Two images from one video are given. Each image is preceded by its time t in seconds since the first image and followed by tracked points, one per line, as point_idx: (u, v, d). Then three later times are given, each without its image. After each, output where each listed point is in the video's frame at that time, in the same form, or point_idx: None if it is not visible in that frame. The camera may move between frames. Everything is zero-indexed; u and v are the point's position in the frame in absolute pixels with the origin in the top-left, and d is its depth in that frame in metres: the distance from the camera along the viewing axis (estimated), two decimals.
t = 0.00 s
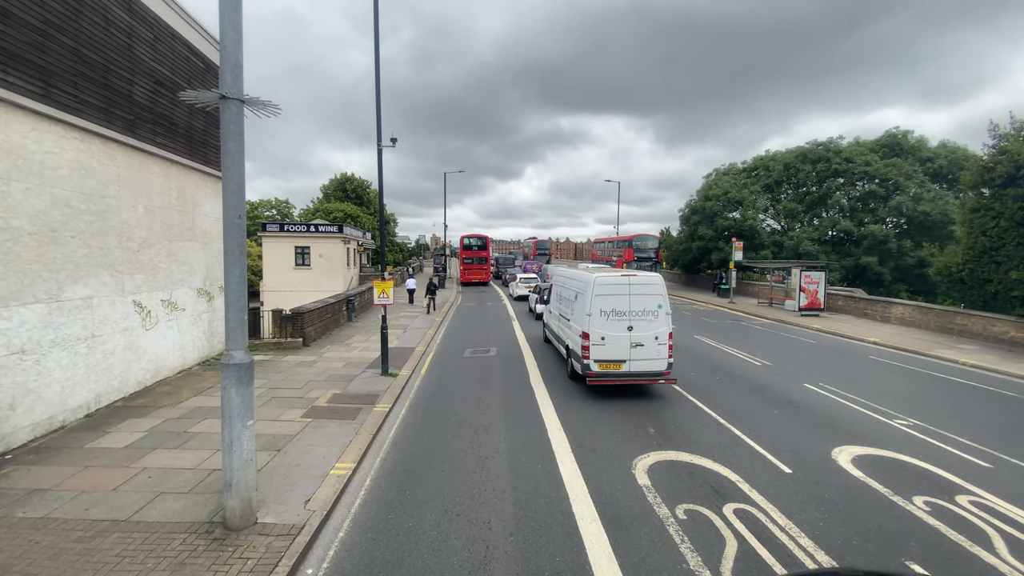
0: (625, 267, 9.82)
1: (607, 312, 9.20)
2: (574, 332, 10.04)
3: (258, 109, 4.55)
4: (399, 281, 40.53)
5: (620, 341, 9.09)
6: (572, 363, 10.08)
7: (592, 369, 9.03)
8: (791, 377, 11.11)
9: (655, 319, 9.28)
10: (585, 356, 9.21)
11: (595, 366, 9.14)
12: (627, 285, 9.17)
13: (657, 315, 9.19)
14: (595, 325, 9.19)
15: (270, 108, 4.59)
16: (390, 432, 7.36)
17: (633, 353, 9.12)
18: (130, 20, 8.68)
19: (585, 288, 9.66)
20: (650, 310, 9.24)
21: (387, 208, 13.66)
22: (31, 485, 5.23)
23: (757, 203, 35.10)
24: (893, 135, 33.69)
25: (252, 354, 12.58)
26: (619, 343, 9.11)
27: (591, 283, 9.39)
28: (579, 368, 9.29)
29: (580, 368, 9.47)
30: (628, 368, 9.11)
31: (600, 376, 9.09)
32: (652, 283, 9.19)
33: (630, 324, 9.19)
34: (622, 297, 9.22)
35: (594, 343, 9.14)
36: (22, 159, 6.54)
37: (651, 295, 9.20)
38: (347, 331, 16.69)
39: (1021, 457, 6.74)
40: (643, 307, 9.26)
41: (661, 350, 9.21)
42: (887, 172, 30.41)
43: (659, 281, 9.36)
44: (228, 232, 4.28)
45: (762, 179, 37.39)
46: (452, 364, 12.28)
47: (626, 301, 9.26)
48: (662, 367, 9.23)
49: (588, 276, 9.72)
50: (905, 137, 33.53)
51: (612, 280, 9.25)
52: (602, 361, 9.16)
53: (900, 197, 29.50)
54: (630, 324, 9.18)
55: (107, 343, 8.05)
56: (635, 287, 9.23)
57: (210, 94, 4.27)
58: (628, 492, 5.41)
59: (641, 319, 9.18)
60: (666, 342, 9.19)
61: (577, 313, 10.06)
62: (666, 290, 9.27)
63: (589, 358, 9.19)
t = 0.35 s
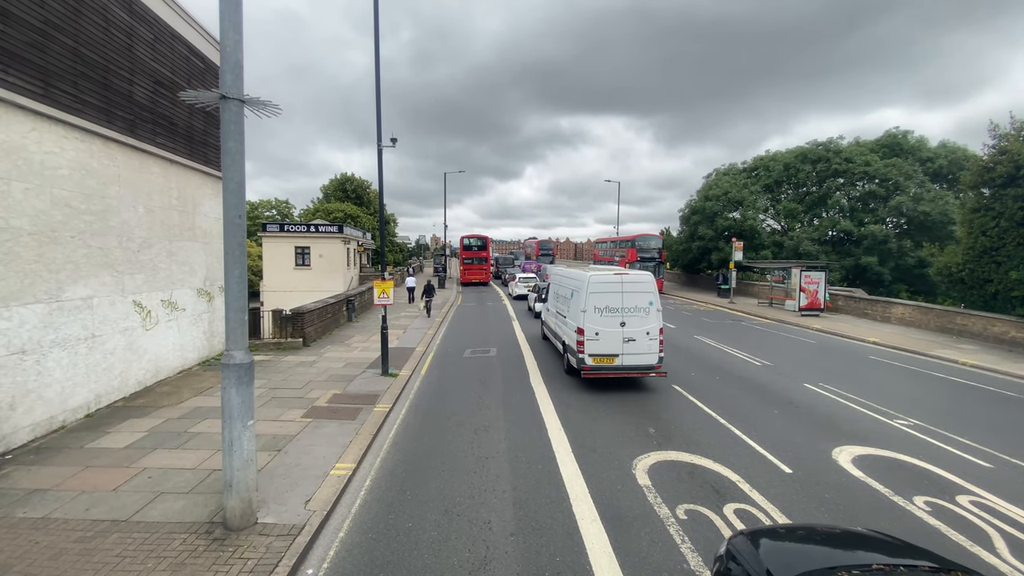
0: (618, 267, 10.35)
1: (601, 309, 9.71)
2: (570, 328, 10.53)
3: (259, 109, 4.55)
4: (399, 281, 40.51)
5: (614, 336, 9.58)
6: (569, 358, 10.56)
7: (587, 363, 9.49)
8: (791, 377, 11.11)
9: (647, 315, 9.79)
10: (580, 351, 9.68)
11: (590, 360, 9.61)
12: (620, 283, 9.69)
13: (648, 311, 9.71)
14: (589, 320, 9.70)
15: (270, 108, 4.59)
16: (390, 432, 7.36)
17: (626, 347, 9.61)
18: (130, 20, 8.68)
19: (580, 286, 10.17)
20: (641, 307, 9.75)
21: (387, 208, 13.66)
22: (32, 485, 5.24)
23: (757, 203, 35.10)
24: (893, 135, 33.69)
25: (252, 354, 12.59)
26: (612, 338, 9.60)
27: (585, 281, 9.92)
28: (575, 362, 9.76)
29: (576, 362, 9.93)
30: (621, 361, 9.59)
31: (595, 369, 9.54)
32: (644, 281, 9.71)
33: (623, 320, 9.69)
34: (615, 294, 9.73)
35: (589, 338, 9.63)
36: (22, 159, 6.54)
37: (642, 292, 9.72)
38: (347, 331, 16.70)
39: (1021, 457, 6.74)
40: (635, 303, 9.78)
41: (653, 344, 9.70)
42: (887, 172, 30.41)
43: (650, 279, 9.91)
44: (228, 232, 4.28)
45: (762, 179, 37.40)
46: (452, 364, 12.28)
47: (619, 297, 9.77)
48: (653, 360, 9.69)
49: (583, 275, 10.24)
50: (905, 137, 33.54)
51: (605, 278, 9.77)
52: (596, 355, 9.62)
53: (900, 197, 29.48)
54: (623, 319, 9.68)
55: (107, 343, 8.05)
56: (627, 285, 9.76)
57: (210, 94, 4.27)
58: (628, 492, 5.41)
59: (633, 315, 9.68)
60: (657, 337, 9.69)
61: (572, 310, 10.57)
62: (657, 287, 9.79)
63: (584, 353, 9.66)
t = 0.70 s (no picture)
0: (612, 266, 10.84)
1: (596, 306, 10.20)
2: (566, 325, 11.04)
3: (259, 110, 4.56)
4: (399, 282, 40.49)
5: (608, 332, 10.08)
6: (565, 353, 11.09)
7: (582, 358, 9.99)
8: (791, 377, 11.13)
9: (639, 312, 10.29)
10: (576, 347, 10.17)
11: (585, 355, 10.11)
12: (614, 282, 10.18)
13: (641, 309, 10.21)
14: (585, 317, 10.20)
15: (271, 109, 4.60)
16: (391, 433, 7.37)
17: (619, 343, 10.11)
18: (131, 21, 8.69)
19: (576, 285, 10.65)
20: (634, 304, 10.25)
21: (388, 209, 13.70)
22: (33, 486, 5.24)
23: (757, 203, 35.08)
24: (894, 135, 33.66)
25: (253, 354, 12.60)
26: (607, 335, 10.10)
27: (581, 280, 10.40)
28: (571, 357, 10.26)
29: (572, 357, 10.42)
30: (614, 356, 10.09)
31: (590, 364, 10.07)
32: (637, 280, 10.21)
33: (617, 317, 10.19)
34: (609, 293, 10.22)
35: (584, 334, 10.13)
36: (23, 160, 6.55)
37: (635, 290, 10.22)
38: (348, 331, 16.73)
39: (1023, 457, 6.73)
40: (628, 301, 10.27)
41: (645, 340, 10.20)
42: (887, 173, 30.37)
43: (643, 278, 10.38)
44: (229, 232, 4.29)
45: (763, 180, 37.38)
46: (453, 364, 12.30)
47: (613, 296, 10.26)
48: (645, 356, 10.22)
49: (578, 274, 10.74)
50: (906, 138, 33.49)
51: (600, 277, 10.26)
52: (591, 350, 10.14)
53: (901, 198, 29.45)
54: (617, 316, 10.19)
55: (108, 344, 8.05)
56: (621, 284, 10.25)
57: (211, 95, 4.28)
58: (629, 493, 5.40)
59: (627, 313, 10.18)
60: (649, 332, 10.19)
61: (569, 307, 11.07)
62: (649, 286, 10.29)
63: (579, 348, 10.16)
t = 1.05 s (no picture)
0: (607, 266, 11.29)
1: (591, 305, 10.67)
2: (564, 323, 11.48)
3: (260, 110, 4.56)
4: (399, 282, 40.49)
5: (602, 329, 10.56)
6: (563, 350, 11.55)
7: (578, 354, 10.48)
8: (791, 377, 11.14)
9: (633, 310, 10.75)
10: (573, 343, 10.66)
11: (582, 351, 10.60)
12: (609, 281, 10.62)
13: (634, 307, 10.67)
14: (581, 315, 10.67)
15: (272, 110, 4.61)
16: (391, 433, 7.38)
17: (614, 339, 10.59)
18: (132, 22, 8.70)
19: (573, 284, 11.11)
20: (628, 302, 10.71)
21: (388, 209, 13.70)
22: (33, 487, 5.24)
23: (758, 204, 35.10)
24: (895, 136, 33.61)
25: (253, 355, 12.61)
26: (602, 331, 10.58)
27: (577, 280, 10.86)
28: (568, 353, 10.74)
29: (569, 353, 10.90)
30: (609, 352, 10.58)
31: (586, 359, 10.56)
32: (630, 279, 10.65)
33: (611, 315, 10.66)
34: (604, 291, 10.68)
35: (580, 331, 10.61)
36: (24, 161, 6.56)
37: (629, 289, 10.67)
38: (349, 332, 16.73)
39: None
40: (622, 299, 10.73)
41: (638, 336, 10.67)
42: (888, 173, 30.35)
43: (636, 277, 10.82)
44: (230, 233, 4.30)
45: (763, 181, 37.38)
46: (453, 365, 12.32)
47: (608, 294, 10.71)
48: (639, 351, 10.71)
49: (574, 274, 11.21)
50: (907, 138, 33.47)
51: (595, 277, 10.71)
52: (587, 347, 10.62)
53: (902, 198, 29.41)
54: (612, 314, 10.65)
55: (109, 345, 8.05)
56: (615, 283, 10.70)
57: (212, 96, 4.28)
58: (629, 493, 5.41)
59: (621, 310, 10.64)
60: (642, 329, 10.66)
61: (565, 305, 11.52)
62: (642, 285, 10.73)
63: (576, 344, 10.65)
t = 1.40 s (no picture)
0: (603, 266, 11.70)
1: (587, 303, 11.09)
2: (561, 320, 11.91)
3: (260, 111, 4.57)
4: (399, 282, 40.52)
5: (597, 326, 10.98)
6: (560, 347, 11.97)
7: (574, 350, 10.90)
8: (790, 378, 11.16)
9: (627, 308, 11.17)
10: (569, 340, 11.08)
11: (577, 348, 11.02)
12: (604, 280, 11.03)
13: (628, 304, 11.09)
14: (577, 313, 11.10)
15: (272, 110, 4.60)
16: (391, 434, 7.39)
17: (608, 336, 11.01)
18: (133, 23, 8.71)
19: (569, 283, 11.53)
20: (623, 301, 11.13)
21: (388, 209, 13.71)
22: (33, 487, 5.24)
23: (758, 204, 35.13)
24: (895, 136, 33.60)
25: (254, 355, 12.63)
26: (597, 329, 11.00)
27: (574, 279, 11.28)
28: (565, 350, 11.15)
29: (566, 349, 11.32)
30: (604, 348, 11.00)
31: (581, 355, 10.97)
32: (625, 278, 11.06)
33: (606, 313, 11.08)
34: (599, 290, 11.10)
35: (576, 329, 11.03)
36: (25, 162, 6.57)
37: (624, 288, 11.08)
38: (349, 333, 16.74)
39: None
40: (616, 298, 11.17)
41: (632, 333, 11.08)
42: (889, 174, 30.34)
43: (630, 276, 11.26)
44: (230, 234, 4.30)
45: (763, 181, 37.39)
46: (454, 365, 12.33)
47: (603, 293, 11.15)
48: (633, 347, 11.11)
49: (571, 273, 11.63)
50: (907, 139, 33.47)
51: (591, 276, 11.13)
52: (583, 343, 11.04)
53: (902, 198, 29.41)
54: (606, 312, 11.08)
55: (109, 346, 8.05)
56: (610, 282, 11.11)
57: (212, 97, 4.28)
58: (630, 494, 5.41)
59: (616, 308, 11.06)
60: (636, 327, 11.07)
61: (562, 304, 11.94)
62: (636, 284, 11.13)
63: (572, 341, 11.07)
